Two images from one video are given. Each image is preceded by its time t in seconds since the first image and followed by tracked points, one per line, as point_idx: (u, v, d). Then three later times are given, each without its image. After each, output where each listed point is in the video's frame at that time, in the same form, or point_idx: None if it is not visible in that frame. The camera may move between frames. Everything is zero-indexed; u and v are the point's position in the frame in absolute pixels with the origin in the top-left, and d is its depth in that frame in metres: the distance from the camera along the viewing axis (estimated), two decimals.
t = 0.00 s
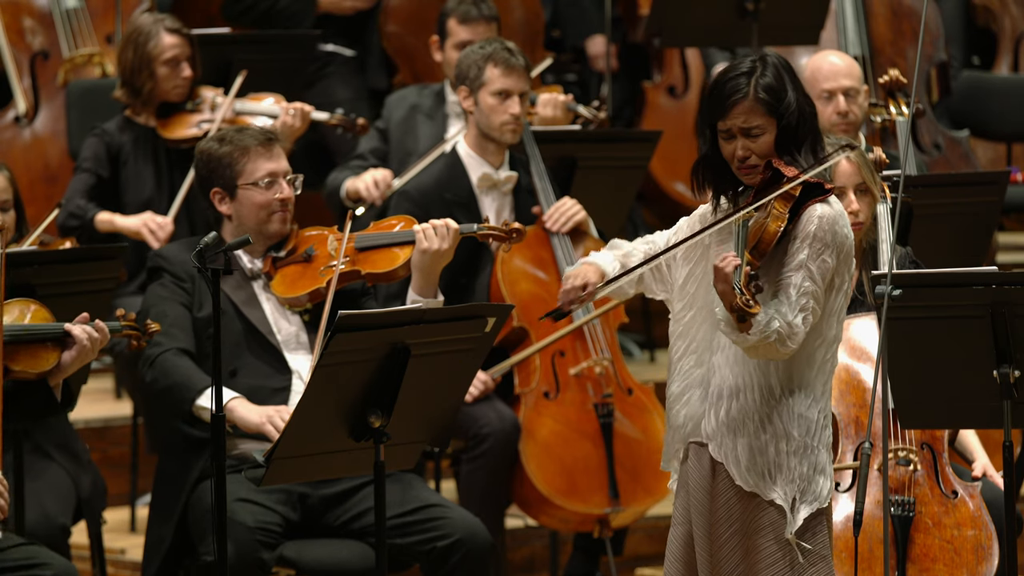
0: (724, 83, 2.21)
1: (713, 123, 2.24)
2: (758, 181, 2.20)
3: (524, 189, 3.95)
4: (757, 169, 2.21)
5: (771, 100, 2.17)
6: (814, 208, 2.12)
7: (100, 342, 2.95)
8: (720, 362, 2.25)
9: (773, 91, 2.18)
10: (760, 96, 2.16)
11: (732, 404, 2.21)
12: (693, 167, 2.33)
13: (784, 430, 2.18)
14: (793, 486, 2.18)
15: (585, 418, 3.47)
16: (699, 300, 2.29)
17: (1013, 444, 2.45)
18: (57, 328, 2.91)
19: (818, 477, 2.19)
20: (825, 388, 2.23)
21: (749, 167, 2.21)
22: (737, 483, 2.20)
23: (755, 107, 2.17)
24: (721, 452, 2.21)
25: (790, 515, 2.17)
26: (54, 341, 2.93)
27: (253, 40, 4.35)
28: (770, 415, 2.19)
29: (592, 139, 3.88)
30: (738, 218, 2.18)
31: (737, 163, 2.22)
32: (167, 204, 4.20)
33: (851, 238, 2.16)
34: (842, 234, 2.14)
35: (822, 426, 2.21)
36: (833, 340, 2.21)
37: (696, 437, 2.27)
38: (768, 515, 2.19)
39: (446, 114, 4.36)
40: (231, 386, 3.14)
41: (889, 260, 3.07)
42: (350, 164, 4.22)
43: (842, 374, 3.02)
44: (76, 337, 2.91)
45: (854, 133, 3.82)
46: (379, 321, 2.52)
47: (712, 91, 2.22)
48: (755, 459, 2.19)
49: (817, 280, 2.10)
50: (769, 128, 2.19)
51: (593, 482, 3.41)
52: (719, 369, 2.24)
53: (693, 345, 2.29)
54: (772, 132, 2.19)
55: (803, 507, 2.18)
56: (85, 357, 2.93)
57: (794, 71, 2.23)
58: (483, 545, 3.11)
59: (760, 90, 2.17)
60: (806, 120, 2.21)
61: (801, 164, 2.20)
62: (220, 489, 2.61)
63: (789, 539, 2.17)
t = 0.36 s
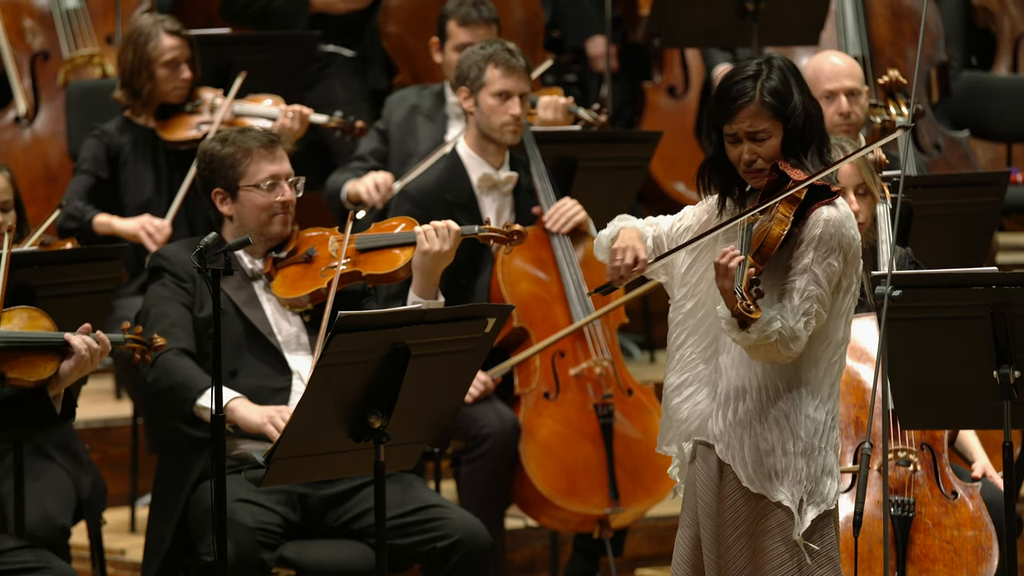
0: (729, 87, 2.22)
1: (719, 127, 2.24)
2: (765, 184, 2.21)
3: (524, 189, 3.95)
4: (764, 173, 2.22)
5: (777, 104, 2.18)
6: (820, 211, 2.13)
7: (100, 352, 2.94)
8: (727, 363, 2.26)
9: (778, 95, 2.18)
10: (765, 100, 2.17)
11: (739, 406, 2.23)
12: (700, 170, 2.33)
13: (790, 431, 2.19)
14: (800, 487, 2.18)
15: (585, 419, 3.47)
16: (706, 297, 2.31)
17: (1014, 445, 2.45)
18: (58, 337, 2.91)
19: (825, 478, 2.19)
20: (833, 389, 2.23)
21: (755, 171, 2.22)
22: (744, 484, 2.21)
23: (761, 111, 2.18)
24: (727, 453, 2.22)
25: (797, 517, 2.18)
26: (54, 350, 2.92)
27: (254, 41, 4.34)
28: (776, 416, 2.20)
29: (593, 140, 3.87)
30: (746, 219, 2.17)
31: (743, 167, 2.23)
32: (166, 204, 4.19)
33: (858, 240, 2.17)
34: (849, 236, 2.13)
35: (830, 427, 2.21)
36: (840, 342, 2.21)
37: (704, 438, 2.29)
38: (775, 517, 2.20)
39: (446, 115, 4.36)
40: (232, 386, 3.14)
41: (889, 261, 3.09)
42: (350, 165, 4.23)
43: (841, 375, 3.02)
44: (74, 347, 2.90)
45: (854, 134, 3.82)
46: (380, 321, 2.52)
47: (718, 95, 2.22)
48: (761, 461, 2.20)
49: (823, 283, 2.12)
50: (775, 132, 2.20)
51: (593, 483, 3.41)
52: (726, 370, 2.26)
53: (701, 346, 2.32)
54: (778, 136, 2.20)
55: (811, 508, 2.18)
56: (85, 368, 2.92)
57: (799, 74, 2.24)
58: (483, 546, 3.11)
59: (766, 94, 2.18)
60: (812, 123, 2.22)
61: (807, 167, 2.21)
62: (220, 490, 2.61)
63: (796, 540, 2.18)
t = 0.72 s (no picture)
0: (724, 93, 2.21)
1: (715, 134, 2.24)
2: (764, 189, 2.22)
3: (523, 189, 3.94)
4: (763, 177, 2.23)
5: (771, 110, 2.18)
6: (821, 213, 2.13)
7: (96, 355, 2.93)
8: (729, 365, 2.27)
9: (771, 101, 2.18)
10: (759, 106, 2.17)
11: (741, 407, 2.23)
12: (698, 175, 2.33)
13: (792, 434, 2.19)
14: (801, 489, 2.18)
15: (583, 419, 3.47)
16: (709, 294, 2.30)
17: (1011, 445, 2.44)
18: (52, 340, 2.89)
19: (826, 481, 2.20)
20: (834, 391, 2.23)
21: (754, 176, 2.23)
22: (745, 486, 2.21)
23: (755, 118, 2.18)
24: (728, 454, 2.22)
25: (798, 519, 2.18)
26: (49, 352, 2.91)
27: (252, 41, 4.34)
28: (777, 419, 2.20)
29: (590, 140, 3.88)
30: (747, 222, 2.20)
31: (742, 173, 2.23)
32: (164, 205, 4.19)
33: (860, 243, 2.16)
34: (850, 238, 2.13)
35: (831, 429, 2.21)
36: (841, 344, 2.21)
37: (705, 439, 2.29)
38: (775, 519, 2.20)
39: (443, 116, 4.34)
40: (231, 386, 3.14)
41: (887, 261, 3.09)
42: (348, 166, 4.27)
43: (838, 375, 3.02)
44: (70, 350, 2.90)
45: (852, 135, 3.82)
46: (378, 321, 2.51)
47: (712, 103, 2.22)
48: (762, 462, 2.20)
49: (824, 286, 2.12)
50: (770, 137, 2.19)
51: (591, 483, 3.41)
52: (728, 371, 2.26)
53: (705, 346, 2.32)
54: (773, 141, 2.20)
55: (812, 511, 2.18)
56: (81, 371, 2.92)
57: (794, 77, 2.24)
58: (481, 547, 3.11)
59: (760, 100, 2.18)
60: (808, 126, 2.21)
61: (806, 170, 2.21)
62: (218, 490, 2.61)
63: (797, 543, 2.18)
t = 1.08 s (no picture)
0: (710, 100, 2.22)
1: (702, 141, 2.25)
2: (757, 193, 2.22)
3: (514, 190, 3.92)
4: (755, 182, 2.23)
5: (755, 116, 2.17)
6: (812, 215, 2.13)
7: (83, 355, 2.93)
8: (722, 366, 2.27)
9: (755, 107, 2.17)
10: (742, 114, 2.17)
11: (733, 408, 2.22)
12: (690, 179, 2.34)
13: (784, 436, 2.19)
14: (794, 492, 2.18)
15: (574, 420, 3.46)
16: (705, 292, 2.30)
17: (1003, 446, 2.43)
18: (41, 338, 2.89)
19: (819, 483, 2.20)
20: (826, 393, 2.23)
21: (746, 180, 2.23)
22: (737, 488, 2.21)
23: (739, 125, 2.18)
24: (721, 456, 2.21)
25: (790, 521, 2.18)
26: (38, 351, 2.90)
27: (243, 42, 4.32)
28: (770, 421, 2.20)
29: (581, 141, 3.86)
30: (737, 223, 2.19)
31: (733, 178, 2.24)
32: (155, 206, 4.18)
33: (852, 244, 2.16)
34: (843, 240, 2.14)
35: (824, 431, 2.21)
36: (834, 346, 2.21)
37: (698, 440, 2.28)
38: (767, 521, 2.20)
39: (435, 118, 4.31)
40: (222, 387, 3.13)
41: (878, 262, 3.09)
42: (340, 169, 4.28)
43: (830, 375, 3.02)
44: (58, 348, 2.88)
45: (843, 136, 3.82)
46: (369, 322, 2.51)
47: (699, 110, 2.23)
48: (755, 465, 2.19)
49: (816, 288, 2.11)
50: (757, 142, 2.19)
51: (582, 484, 3.40)
52: (722, 372, 2.26)
53: (698, 346, 2.32)
54: (761, 145, 2.20)
55: (805, 512, 2.19)
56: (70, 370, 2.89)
57: (780, 80, 2.22)
58: (472, 548, 3.11)
59: (743, 107, 2.17)
60: (795, 128, 2.20)
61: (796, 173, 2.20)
62: (208, 491, 2.60)
63: (789, 545, 2.18)
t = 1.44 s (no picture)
0: (692, 103, 2.21)
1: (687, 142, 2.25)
2: (743, 193, 2.22)
3: (501, 190, 3.92)
4: (739, 183, 2.23)
5: (737, 119, 2.17)
6: (797, 215, 2.13)
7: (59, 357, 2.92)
8: (710, 366, 2.27)
9: (737, 110, 2.17)
10: (724, 117, 2.16)
11: (721, 408, 2.23)
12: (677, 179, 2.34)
13: (770, 435, 2.19)
14: (780, 491, 2.17)
15: (562, 421, 3.46)
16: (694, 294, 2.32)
17: (990, 446, 2.43)
18: (22, 336, 2.89)
19: (806, 483, 2.19)
20: (814, 393, 2.23)
21: (732, 181, 2.23)
22: (724, 488, 2.21)
23: (721, 128, 2.18)
24: (708, 456, 2.22)
25: (777, 521, 2.17)
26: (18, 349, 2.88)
27: (232, 42, 4.31)
28: (756, 420, 2.20)
29: (570, 141, 3.86)
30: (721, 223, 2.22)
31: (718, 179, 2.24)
32: (143, 208, 4.18)
33: (839, 244, 2.16)
34: (829, 240, 2.13)
35: (811, 431, 2.20)
36: (821, 346, 2.20)
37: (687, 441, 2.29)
38: (753, 521, 2.19)
39: (424, 119, 4.31)
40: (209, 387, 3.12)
41: (866, 262, 3.09)
42: (330, 171, 4.27)
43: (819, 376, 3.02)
44: (41, 345, 2.88)
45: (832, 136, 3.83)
46: (358, 322, 2.50)
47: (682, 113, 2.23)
48: (741, 464, 2.19)
49: (801, 287, 2.11)
50: (740, 144, 2.19)
51: (570, 484, 3.40)
52: (710, 372, 2.27)
53: (688, 348, 2.33)
54: (743, 147, 2.19)
55: (791, 512, 2.18)
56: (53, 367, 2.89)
57: (763, 82, 2.21)
58: (461, 548, 3.10)
59: (725, 111, 2.17)
60: (776, 129, 2.20)
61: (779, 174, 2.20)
62: (197, 492, 2.59)
63: (776, 545, 2.17)
